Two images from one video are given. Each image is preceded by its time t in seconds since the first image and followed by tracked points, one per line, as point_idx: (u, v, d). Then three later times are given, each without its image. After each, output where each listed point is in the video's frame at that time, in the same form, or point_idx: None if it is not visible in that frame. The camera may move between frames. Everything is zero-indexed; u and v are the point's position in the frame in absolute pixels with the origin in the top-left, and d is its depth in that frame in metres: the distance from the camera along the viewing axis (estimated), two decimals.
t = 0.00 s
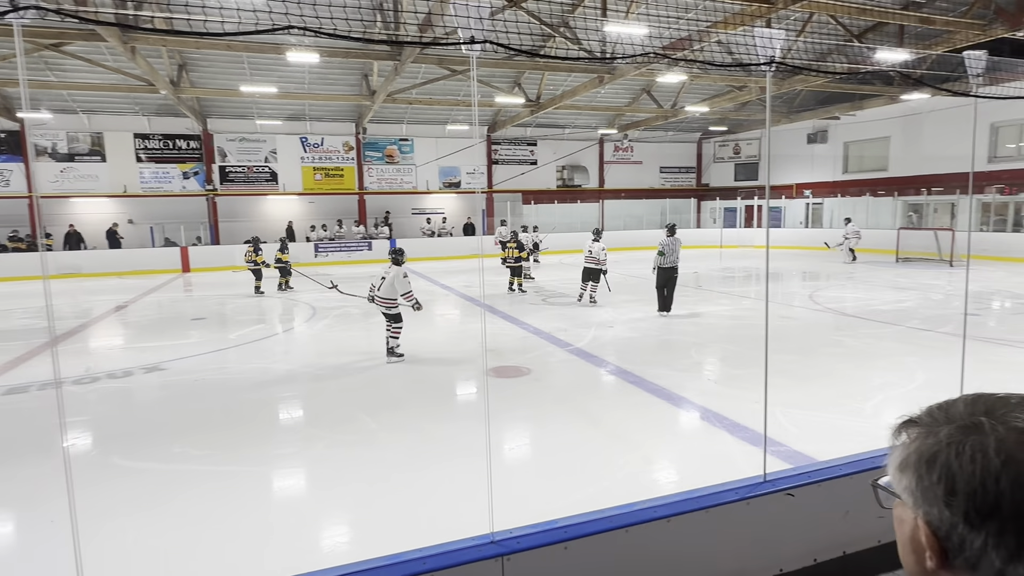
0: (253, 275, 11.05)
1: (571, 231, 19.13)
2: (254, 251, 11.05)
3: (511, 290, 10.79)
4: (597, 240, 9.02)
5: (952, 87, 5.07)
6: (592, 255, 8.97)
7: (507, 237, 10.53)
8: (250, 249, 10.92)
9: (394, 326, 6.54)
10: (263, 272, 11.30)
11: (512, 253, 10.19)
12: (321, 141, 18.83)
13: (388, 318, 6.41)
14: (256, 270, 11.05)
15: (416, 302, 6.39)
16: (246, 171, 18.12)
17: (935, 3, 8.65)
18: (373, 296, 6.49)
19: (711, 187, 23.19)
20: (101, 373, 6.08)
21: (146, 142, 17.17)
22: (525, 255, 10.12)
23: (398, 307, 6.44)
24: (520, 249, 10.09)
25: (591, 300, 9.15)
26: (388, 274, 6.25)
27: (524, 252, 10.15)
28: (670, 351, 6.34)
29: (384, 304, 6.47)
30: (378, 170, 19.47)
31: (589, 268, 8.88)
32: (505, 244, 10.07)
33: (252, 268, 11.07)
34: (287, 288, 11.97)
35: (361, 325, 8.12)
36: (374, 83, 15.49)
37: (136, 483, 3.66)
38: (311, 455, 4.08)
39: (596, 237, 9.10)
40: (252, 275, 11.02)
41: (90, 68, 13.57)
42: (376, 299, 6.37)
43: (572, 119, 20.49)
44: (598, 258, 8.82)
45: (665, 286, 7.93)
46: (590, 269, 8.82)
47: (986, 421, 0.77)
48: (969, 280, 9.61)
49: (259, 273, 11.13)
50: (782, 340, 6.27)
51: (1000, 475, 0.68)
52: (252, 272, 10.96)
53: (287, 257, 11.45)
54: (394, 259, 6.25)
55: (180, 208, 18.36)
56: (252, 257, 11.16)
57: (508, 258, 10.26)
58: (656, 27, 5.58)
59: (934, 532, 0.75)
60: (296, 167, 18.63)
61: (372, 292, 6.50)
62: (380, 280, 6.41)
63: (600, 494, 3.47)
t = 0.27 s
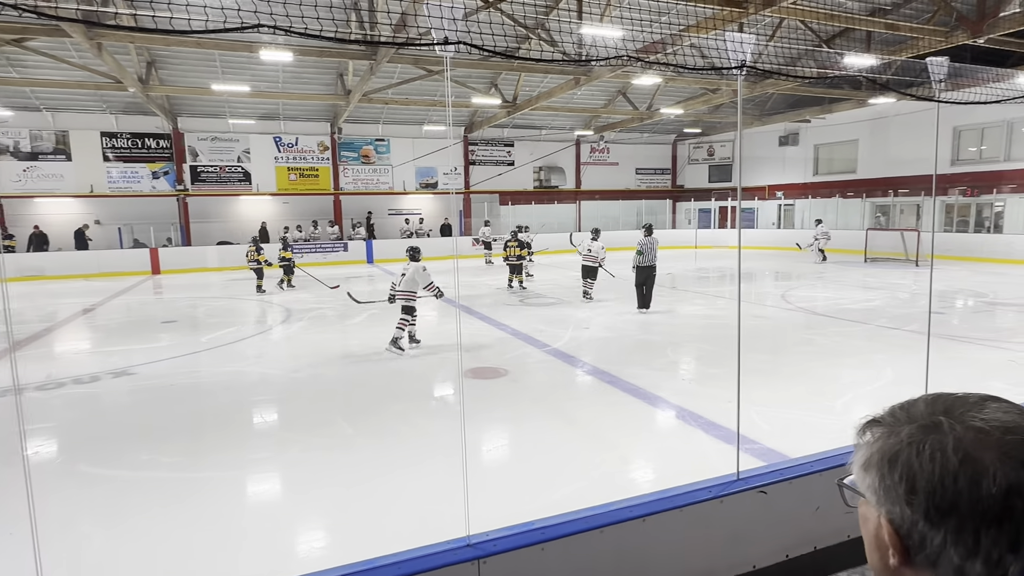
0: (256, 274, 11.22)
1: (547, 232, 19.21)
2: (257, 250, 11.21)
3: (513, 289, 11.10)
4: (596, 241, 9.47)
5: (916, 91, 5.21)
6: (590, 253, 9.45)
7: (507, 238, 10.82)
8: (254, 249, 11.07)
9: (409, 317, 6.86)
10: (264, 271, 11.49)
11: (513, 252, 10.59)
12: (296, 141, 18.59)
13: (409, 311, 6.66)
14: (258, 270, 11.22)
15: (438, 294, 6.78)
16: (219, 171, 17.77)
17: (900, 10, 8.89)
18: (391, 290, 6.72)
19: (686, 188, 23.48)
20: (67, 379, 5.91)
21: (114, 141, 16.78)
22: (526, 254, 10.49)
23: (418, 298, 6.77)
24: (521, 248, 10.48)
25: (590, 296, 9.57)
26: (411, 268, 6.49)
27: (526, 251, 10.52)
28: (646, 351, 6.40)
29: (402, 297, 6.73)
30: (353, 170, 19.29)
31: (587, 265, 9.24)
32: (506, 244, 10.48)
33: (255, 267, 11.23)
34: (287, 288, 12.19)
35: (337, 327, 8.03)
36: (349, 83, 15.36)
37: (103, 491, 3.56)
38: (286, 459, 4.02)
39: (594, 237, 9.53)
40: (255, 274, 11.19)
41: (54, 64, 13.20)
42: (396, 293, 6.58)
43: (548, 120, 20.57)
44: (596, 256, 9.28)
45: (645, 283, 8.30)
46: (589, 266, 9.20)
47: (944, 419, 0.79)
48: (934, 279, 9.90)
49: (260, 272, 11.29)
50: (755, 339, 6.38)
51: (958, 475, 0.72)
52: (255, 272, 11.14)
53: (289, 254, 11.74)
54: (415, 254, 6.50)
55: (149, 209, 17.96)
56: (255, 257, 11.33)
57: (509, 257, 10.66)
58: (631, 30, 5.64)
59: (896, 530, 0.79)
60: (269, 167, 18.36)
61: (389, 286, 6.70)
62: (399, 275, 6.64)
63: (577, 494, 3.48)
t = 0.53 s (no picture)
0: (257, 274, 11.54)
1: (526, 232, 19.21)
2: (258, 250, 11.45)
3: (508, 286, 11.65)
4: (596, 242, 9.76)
5: (884, 96, 5.33)
6: (590, 252, 9.72)
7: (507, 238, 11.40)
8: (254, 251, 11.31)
9: (417, 307, 7.27)
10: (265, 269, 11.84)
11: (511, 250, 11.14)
12: (273, 140, 18.35)
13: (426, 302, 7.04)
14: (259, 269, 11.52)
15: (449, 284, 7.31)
16: (193, 169, 17.50)
17: (871, 16, 9.08)
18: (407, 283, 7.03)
19: (665, 190, 23.70)
20: (35, 383, 5.76)
21: (84, 139, 16.40)
22: (524, 253, 11.01)
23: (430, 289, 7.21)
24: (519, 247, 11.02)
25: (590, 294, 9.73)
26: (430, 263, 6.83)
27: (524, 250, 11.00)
28: (625, 351, 6.44)
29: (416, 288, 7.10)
30: (332, 170, 19.11)
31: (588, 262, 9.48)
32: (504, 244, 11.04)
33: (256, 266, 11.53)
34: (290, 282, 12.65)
35: (314, 328, 7.94)
36: (327, 82, 15.23)
37: (73, 498, 3.48)
38: (262, 463, 3.97)
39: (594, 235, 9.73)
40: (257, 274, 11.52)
41: (20, 59, 12.85)
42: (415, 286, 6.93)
43: (528, 120, 20.61)
44: (595, 254, 9.59)
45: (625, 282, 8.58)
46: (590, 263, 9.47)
47: (909, 419, 0.82)
48: (905, 280, 10.11)
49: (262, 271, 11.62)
50: (732, 339, 6.46)
51: (920, 473, 0.74)
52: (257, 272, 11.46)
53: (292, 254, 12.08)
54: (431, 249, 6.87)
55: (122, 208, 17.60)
56: (256, 256, 11.61)
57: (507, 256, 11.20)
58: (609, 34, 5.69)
59: (862, 528, 0.81)
60: (246, 167, 18.09)
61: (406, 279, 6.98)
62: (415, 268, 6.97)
63: (557, 495, 3.49)
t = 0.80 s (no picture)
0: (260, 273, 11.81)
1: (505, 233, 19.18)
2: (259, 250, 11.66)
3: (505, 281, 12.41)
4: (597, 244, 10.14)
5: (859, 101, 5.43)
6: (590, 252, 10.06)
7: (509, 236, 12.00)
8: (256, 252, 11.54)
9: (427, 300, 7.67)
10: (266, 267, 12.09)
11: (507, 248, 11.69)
12: (251, 139, 18.11)
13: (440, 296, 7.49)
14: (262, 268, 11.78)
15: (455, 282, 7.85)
16: (168, 169, 17.19)
17: (846, 21, 9.20)
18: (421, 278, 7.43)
19: (645, 191, 23.86)
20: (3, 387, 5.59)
21: (55, 137, 15.96)
22: (519, 252, 11.48)
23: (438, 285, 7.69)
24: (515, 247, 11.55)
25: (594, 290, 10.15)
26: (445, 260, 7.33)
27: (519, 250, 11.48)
28: (606, 352, 6.48)
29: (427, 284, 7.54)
30: (311, 170, 18.91)
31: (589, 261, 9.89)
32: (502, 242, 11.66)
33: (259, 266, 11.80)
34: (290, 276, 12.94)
35: (294, 330, 7.84)
36: (307, 81, 15.08)
37: (46, 504, 3.40)
38: (241, 466, 3.91)
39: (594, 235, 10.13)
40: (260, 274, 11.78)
41: None
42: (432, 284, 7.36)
43: (509, 121, 20.60)
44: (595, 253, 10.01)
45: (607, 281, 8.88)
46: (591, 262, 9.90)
47: (882, 417, 0.92)
48: (879, 280, 10.30)
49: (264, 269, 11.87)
50: (711, 338, 6.53)
51: (893, 469, 0.85)
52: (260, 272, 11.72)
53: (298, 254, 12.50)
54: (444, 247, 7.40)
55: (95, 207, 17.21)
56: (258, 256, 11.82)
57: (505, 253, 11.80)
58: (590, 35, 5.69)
59: (838, 523, 0.91)
60: (224, 166, 17.82)
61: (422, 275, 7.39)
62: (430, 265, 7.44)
63: (540, 495, 3.50)
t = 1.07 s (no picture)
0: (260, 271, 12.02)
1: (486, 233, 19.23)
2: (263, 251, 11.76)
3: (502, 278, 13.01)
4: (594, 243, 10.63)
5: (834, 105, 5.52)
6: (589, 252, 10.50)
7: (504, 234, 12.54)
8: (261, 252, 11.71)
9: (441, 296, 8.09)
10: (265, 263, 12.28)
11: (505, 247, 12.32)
12: (228, 137, 17.86)
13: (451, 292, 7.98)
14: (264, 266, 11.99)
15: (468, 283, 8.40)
16: (143, 167, 16.94)
17: (822, 27, 9.36)
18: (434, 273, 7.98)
19: (625, 192, 24.04)
20: None
21: (24, 133, 15.49)
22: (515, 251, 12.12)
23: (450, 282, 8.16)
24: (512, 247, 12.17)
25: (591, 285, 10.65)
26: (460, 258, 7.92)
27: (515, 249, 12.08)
28: (587, 352, 6.50)
29: (439, 280, 8.05)
30: (291, 169, 18.69)
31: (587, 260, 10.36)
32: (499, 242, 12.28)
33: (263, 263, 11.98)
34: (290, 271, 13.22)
35: (272, 331, 7.74)
36: (285, 79, 14.91)
37: (12, 512, 3.30)
38: (217, 469, 3.85)
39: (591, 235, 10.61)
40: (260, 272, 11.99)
41: None
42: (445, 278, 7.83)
43: (491, 121, 20.62)
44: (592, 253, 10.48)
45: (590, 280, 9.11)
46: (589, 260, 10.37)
47: (854, 416, 0.91)
48: (852, 281, 10.55)
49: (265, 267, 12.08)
50: (690, 339, 6.61)
51: (865, 467, 0.84)
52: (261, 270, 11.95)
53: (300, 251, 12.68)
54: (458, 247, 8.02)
55: (66, 206, 16.80)
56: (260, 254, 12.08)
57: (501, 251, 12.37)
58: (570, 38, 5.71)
59: (812, 521, 0.90)
60: (200, 164, 17.54)
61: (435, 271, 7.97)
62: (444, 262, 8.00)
63: (520, 496, 3.50)
